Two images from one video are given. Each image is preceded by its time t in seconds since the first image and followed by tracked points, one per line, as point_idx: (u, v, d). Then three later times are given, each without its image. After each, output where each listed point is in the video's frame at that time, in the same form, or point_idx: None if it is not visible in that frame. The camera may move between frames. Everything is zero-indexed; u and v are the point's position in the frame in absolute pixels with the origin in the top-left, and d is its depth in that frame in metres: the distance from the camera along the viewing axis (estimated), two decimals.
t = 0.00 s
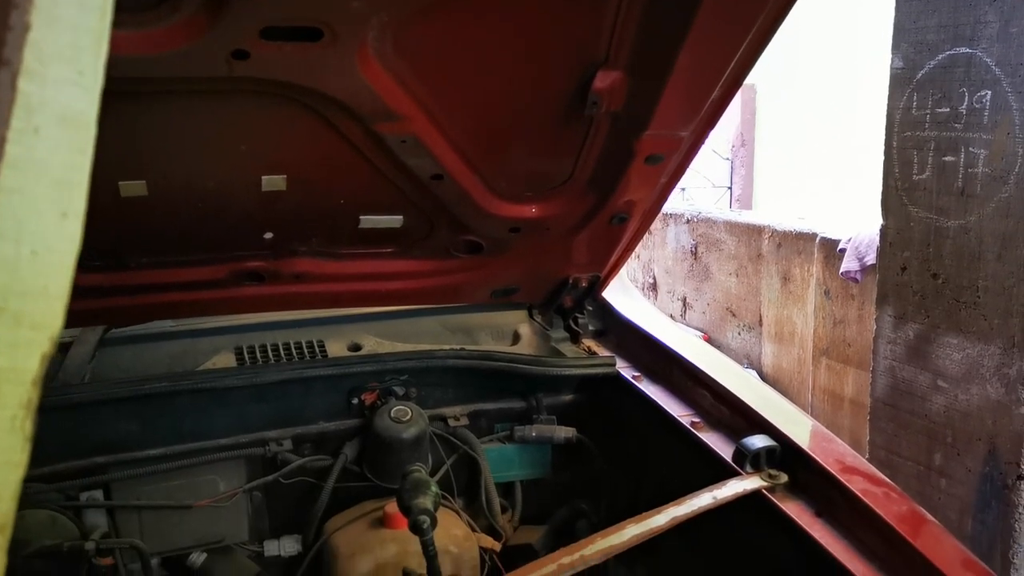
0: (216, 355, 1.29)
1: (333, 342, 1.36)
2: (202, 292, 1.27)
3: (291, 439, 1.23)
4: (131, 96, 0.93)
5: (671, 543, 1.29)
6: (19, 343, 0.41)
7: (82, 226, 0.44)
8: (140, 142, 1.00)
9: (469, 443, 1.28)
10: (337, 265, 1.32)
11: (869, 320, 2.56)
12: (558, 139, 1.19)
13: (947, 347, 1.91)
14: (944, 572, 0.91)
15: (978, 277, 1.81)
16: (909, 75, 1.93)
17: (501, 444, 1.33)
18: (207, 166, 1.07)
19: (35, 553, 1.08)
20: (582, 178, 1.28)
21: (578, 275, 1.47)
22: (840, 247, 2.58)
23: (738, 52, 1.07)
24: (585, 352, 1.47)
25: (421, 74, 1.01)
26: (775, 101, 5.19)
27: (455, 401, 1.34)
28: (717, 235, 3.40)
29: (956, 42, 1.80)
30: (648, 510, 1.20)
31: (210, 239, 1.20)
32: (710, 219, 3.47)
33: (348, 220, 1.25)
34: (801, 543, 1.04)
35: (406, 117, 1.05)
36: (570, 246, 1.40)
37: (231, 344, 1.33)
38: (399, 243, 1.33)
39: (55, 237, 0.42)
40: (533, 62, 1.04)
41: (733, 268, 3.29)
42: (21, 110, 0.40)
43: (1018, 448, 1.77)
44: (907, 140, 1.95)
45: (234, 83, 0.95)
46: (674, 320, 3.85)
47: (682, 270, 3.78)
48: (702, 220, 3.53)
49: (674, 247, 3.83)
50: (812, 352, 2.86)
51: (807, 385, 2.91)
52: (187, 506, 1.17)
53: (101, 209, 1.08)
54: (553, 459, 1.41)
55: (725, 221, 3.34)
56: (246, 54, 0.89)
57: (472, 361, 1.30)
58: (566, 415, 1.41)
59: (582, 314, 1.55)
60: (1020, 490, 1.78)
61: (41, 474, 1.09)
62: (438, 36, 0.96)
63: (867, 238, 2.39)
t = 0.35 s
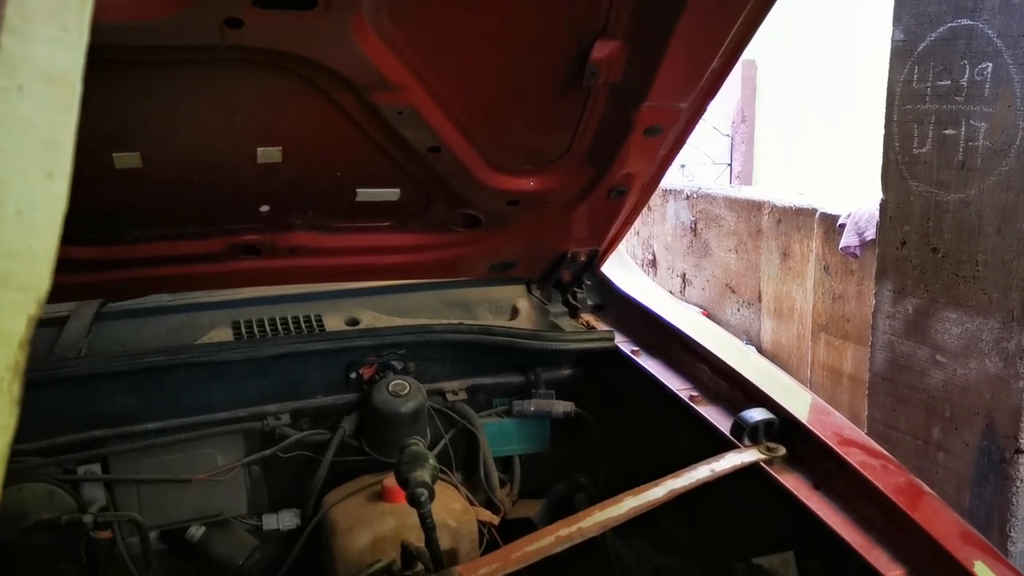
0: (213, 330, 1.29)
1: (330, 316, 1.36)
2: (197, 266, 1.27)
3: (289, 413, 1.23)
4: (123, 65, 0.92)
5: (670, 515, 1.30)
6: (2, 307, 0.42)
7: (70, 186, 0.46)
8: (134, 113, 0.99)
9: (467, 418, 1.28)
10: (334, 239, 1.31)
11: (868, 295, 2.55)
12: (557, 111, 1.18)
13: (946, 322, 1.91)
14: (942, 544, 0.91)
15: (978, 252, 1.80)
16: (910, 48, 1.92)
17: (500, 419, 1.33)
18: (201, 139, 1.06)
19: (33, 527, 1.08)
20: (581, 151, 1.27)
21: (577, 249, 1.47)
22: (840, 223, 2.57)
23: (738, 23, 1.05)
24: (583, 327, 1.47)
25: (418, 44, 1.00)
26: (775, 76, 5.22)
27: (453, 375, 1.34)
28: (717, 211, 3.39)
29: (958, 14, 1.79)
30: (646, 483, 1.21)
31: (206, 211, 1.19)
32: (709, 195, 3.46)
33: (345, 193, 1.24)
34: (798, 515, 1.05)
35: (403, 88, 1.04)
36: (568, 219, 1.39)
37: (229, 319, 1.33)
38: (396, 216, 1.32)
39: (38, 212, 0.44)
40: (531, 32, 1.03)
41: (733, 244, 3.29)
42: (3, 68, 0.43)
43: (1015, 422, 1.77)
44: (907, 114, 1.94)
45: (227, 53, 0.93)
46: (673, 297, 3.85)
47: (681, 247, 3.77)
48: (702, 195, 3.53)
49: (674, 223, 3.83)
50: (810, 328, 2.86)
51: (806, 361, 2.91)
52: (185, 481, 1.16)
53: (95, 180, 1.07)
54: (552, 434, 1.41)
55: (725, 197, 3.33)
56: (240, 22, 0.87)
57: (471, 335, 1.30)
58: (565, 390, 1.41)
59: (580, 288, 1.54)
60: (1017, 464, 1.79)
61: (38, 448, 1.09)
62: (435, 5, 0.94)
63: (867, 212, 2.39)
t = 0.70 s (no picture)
0: (204, 307, 1.28)
1: (322, 294, 1.35)
2: (187, 244, 1.26)
3: (281, 390, 1.23)
4: (106, 37, 0.90)
5: (662, 490, 1.30)
6: None
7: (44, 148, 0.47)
8: (119, 87, 0.97)
9: (459, 395, 1.28)
10: (326, 216, 1.30)
11: (863, 272, 2.55)
12: (548, 85, 1.16)
13: (939, 298, 1.91)
14: (933, 517, 0.91)
15: (972, 227, 1.80)
16: (906, 21, 1.91)
17: (493, 396, 1.32)
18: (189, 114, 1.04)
19: (24, 505, 1.07)
20: (573, 125, 1.26)
21: (569, 225, 1.46)
22: (834, 199, 2.57)
23: None
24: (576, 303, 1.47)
25: (407, 17, 0.98)
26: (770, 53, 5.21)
27: (446, 352, 1.34)
28: (711, 188, 3.39)
29: None
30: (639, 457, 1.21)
31: (195, 187, 1.18)
32: (704, 172, 3.46)
33: (335, 168, 1.22)
34: (789, 489, 1.05)
35: (392, 61, 1.02)
36: (560, 195, 1.38)
37: (220, 297, 1.32)
38: (387, 192, 1.31)
39: (1, 200, 0.45)
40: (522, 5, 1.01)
41: (727, 221, 3.29)
42: None
43: (1008, 396, 1.78)
44: (901, 89, 1.94)
45: (212, 25, 0.91)
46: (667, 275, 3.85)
47: (675, 224, 3.77)
48: (696, 172, 3.52)
49: (668, 201, 3.82)
50: (805, 305, 2.86)
51: (800, 338, 2.92)
52: (177, 458, 1.16)
53: (81, 155, 1.06)
54: (546, 411, 1.41)
55: (719, 174, 3.33)
56: None
57: (463, 312, 1.29)
58: (557, 368, 1.42)
59: (573, 265, 1.54)
60: (1009, 439, 1.79)
61: (29, 427, 1.09)
62: None
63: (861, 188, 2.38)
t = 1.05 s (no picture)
0: (186, 284, 1.27)
1: (306, 271, 1.34)
2: (168, 220, 1.25)
3: (265, 368, 1.22)
4: (80, 11, 0.88)
5: (648, 466, 1.30)
6: None
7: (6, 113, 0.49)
8: (95, 60, 0.95)
9: (445, 371, 1.28)
10: (309, 192, 1.29)
11: (850, 250, 2.55)
12: (533, 59, 1.15)
13: (926, 275, 1.92)
14: (917, 491, 0.91)
15: (958, 203, 1.80)
16: None
17: (478, 373, 1.33)
18: (168, 89, 1.02)
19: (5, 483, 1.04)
20: (558, 99, 1.24)
21: (555, 201, 1.46)
22: (822, 176, 2.57)
23: None
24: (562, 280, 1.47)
25: None
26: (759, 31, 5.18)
27: (431, 329, 1.34)
28: (699, 166, 3.38)
29: None
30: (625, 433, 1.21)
31: (176, 163, 1.16)
32: (691, 150, 3.45)
33: (317, 143, 1.21)
34: (774, 463, 1.05)
35: (375, 34, 0.99)
36: (546, 170, 1.37)
37: (203, 274, 1.31)
38: (371, 167, 1.30)
39: None
40: None
41: (715, 199, 3.28)
42: None
43: (993, 372, 1.79)
44: (889, 64, 1.94)
45: None
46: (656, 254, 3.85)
47: (663, 203, 3.76)
48: (684, 150, 3.51)
49: (656, 179, 3.81)
50: (792, 283, 2.87)
51: (787, 316, 2.93)
52: (160, 436, 1.15)
53: (59, 131, 1.04)
54: (531, 388, 1.41)
55: (707, 152, 3.32)
56: None
57: (448, 289, 1.29)
58: (543, 344, 1.41)
59: (560, 243, 1.54)
60: (994, 414, 1.81)
61: (10, 405, 1.08)
62: None
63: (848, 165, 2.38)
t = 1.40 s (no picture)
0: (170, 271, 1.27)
1: (290, 258, 1.33)
2: (151, 206, 1.24)
3: (249, 355, 1.22)
4: None
5: (634, 449, 1.31)
6: None
7: None
8: (72, 45, 0.93)
9: (432, 358, 1.28)
10: (292, 177, 1.28)
11: (836, 234, 2.56)
12: (516, 42, 1.14)
13: (911, 258, 1.92)
14: (902, 475, 0.92)
15: (943, 186, 1.81)
16: None
17: (465, 358, 1.33)
18: (148, 74, 1.01)
19: None
20: (542, 83, 1.23)
21: (540, 186, 1.45)
22: (809, 161, 2.57)
23: None
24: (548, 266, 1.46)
25: None
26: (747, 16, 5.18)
27: (417, 315, 1.33)
28: (687, 151, 3.38)
29: None
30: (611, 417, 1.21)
31: (157, 148, 1.15)
32: (679, 135, 3.45)
33: (300, 129, 1.20)
34: (760, 447, 1.05)
35: (357, 18, 0.97)
36: (531, 155, 1.36)
37: (187, 260, 1.31)
38: (355, 152, 1.29)
39: None
40: None
41: (703, 184, 3.29)
42: None
43: (978, 355, 1.80)
44: (874, 47, 1.93)
45: None
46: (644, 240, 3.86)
47: (651, 188, 3.76)
48: (671, 135, 3.51)
49: (644, 164, 3.81)
50: (779, 267, 2.88)
51: (775, 300, 2.93)
52: (145, 424, 1.15)
53: (37, 117, 1.03)
54: (518, 373, 1.41)
55: (694, 136, 3.32)
56: None
57: (433, 274, 1.28)
58: (530, 329, 1.41)
59: (546, 228, 1.53)
60: (979, 396, 1.82)
61: None
62: None
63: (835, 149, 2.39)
